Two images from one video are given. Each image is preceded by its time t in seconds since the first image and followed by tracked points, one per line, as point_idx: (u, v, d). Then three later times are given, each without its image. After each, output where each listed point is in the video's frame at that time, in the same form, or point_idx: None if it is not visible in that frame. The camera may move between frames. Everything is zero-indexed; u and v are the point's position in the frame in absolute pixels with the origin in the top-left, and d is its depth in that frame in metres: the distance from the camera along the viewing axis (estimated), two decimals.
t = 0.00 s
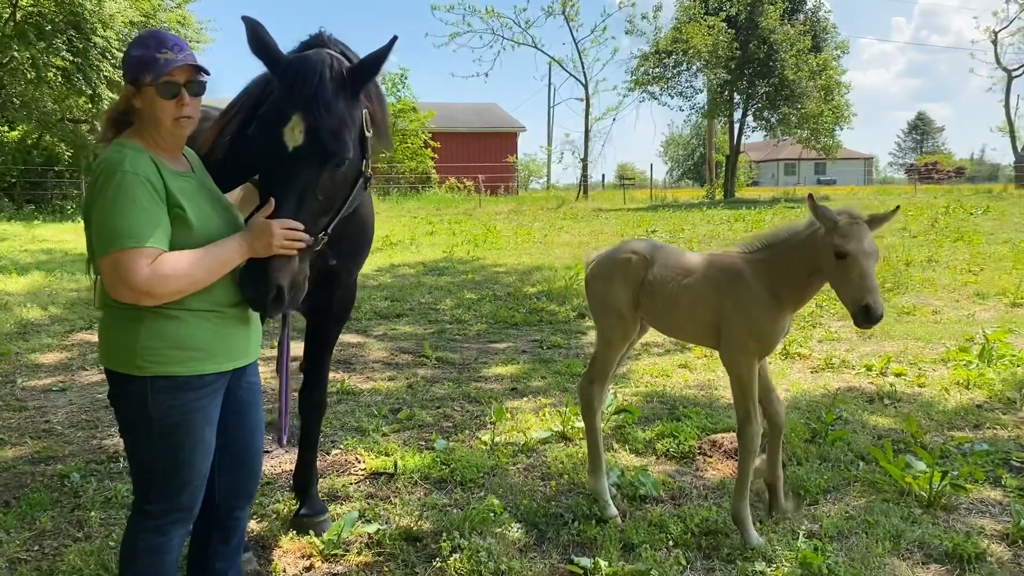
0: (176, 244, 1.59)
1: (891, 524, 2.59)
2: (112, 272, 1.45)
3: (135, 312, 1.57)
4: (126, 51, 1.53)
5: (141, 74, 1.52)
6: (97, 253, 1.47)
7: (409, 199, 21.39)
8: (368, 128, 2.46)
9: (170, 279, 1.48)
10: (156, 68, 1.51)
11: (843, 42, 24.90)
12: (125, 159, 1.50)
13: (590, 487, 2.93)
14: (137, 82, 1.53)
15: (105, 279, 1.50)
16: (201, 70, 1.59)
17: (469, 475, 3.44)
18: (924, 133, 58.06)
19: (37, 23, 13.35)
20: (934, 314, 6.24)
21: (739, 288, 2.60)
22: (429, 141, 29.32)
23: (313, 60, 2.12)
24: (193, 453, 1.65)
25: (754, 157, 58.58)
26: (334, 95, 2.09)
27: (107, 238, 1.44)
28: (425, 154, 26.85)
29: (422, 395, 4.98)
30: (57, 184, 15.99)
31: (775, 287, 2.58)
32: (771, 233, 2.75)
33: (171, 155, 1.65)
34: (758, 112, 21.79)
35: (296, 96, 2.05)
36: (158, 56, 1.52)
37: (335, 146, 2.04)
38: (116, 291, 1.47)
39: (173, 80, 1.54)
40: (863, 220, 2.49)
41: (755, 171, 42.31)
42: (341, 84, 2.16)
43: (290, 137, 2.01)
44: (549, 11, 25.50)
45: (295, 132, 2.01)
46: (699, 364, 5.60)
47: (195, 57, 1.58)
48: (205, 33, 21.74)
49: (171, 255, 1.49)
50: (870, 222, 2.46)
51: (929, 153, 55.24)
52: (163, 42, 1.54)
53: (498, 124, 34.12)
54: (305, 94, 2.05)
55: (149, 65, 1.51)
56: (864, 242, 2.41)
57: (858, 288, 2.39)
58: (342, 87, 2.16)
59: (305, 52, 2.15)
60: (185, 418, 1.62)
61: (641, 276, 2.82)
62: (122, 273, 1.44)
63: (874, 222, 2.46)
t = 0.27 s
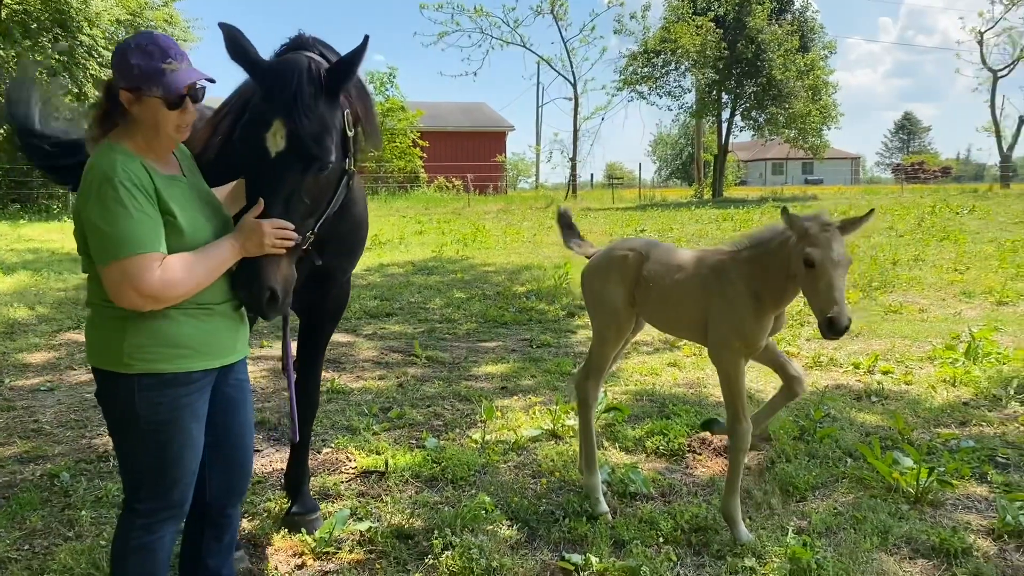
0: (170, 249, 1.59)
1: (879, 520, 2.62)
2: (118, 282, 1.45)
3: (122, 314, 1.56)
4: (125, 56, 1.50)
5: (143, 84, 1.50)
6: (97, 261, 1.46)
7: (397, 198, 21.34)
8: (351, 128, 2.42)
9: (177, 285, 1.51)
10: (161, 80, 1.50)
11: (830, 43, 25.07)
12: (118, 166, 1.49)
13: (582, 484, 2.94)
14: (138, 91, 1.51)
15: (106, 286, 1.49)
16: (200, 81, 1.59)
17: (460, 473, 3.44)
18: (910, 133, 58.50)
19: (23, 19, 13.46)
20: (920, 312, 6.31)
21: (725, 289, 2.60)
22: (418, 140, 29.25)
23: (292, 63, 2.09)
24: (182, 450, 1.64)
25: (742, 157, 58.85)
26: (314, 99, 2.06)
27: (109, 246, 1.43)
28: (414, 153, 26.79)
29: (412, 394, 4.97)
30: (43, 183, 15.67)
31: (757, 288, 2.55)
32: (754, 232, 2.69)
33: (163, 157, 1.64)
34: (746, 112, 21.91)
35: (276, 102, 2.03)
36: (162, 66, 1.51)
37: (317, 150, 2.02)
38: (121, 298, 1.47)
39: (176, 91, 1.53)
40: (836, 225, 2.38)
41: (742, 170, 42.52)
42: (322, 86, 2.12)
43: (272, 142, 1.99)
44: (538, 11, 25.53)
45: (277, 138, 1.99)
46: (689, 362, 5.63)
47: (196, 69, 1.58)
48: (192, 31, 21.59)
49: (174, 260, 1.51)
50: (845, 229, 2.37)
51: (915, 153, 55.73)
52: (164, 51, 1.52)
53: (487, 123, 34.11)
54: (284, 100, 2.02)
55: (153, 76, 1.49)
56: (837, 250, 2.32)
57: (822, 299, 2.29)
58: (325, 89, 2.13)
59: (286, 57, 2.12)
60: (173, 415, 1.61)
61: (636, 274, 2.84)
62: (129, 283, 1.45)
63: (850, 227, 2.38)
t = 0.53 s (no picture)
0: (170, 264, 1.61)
1: (871, 518, 2.64)
2: (125, 302, 1.48)
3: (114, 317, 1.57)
4: (141, 79, 1.52)
5: (164, 112, 1.53)
6: (102, 280, 1.48)
7: (390, 198, 21.31)
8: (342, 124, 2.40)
9: (182, 302, 1.53)
10: (183, 112, 1.54)
11: (821, 43, 25.19)
12: (124, 186, 1.50)
13: (576, 483, 2.95)
14: (152, 116, 1.53)
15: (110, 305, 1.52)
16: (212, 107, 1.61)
17: (455, 472, 3.44)
18: (901, 134, 58.85)
19: (14, 18, 12.66)
20: (911, 311, 6.35)
21: (716, 289, 2.61)
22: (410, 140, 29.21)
23: (281, 61, 2.10)
24: (173, 449, 1.64)
25: (734, 157, 59.04)
26: (303, 96, 2.07)
27: (118, 268, 1.46)
28: (407, 152, 26.74)
29: (406, 393, 4.96)
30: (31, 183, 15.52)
31: (747, 288, 2.54)
32: (745, 231, 2.68)
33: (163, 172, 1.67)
34: (738, 112, 21.98)
35: (265, 99, 2.03)
36: (183, 97, 1.54)
37: (305, 147, 2.03)
38: (127, 319, 1.51)
39: (198, 123, 1.57)
40: (819, 222, 2.40)
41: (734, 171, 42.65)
42: (312, 84, 2.13)
43: (260, 140, 1.99)
44: (530, 10, 25.54)
45: (266, 134, 1.99)
46: (682, 361, 5.65)
47: (211, 98, 1.61)
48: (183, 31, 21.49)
49: (175, 276, 1.53)
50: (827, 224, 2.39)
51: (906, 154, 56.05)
52: (185, 81, 1.55)
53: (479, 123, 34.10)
54: (274, 97, 2.03)
55: (176, 108, 1.53)
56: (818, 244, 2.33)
57: (807, 294, 2.33)
58: (314, 87, 2.13)
59: (275, 56, 2.13)
60: (164, 413, 1.61)
61: (634, 274, 2.85)
62: (136, 303, 1.48)
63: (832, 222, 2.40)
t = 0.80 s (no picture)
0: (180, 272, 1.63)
1: (866, 517, 2.65)
2: (151, 312, 1.52)
3: (115, 320, 1.56)
4: (159, 95, 1.51)
5: (181, 131, 1.53)
6: (121, 292, 1.50)
7: (386, 197, 21.29)
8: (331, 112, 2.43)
9: (200, 309, 1.59)
10: (200, 132, 1.55)
11: (817, 44, 25.25)
12: (140, 199, 1.51)
13: (573, 483, 2.96)
14: (170, 134, 1.53)
15: (129, 313, 1.54)
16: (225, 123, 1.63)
17: (452, 471, 3.44)
18: (897, 134, 58.99)
19: (9, 18, 12.65)
20: (907, 311, 6.38)
21: (712, 286, 2.61)
22: (407, 140, 29.18)
23: (264, 52, 2.16)
24: (170, 448, 1.64)
25: (731, 157, 59.13)
26: (288, 84, 2.12)
27: (143, 281, 1.48)
28: (403, 152, 26.71)
29: (403, 393, 4.96)
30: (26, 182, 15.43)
31: (743, 286, 2.54)
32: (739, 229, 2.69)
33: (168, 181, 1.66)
34: (734, 112, 22.01)
35: (251, 91, 2.08)
36: (201, 117, 1.55)
37: (294, 135, 2.09)
38: (153, 328, 1.55)
39: (213, 144, 1.59)
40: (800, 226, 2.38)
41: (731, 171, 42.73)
42: (295, 72, 2.18)
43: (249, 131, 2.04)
44: (527, 10, 25.54)
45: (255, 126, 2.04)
46: (678, 361, 5.66)
47: (225, 115, 1.62)
48: (180, 31, 21.44)
49: (194, 285, 1.58)
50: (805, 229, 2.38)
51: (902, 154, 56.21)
52: (203, 101, 1.56)
53: (476, 123, 34.09)
54: (261, 88, 2.08)
55: (194, 128, 1.54)
56: (793, 249, 2.32)
57: (775, 296, 2.33)
58: (297, 74, 2.18)
59: (257, 46, 2.17)
60: (161, 413, 1.61)
61: (634, 272, 2.87)
62: (164, 313, 1.52)
63: (810, 224, 2.39)
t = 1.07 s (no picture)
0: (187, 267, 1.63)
1: (867, 517, 2.66)
2: (163, 305, 1.53)
3: (120, 318, 1.57)
4: (165, 90, 1.52)
5: (188, 126, 1.54)
6: (131, 287, 1.50)
7: (387, 197, 21.29)
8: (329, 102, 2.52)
9: (211, 301, 1.61)
10: (206, 126, 1.56)
11: (818, 44, 25.25)
12: (147, 194, 1.52)
13: (574, 483, 2.96)
14: (176, 129, 1.54)
15: (140, 308, 1.55)
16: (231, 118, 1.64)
17: (453, 471, 3.45)
18: (897, 134, 58.96)
19: (10, 17, 12.77)
20: (907, 311, 6.38)
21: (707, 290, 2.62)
22: (407, 139, 29.19)
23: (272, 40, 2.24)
24: (174, 446, 1.65)
25: (731, 157, 59.12)
26: (296, 73, 2.20)
27: (154, 275, 1.49)
28: (404, 152, 26.71)
29: (404, 392, 4.96)
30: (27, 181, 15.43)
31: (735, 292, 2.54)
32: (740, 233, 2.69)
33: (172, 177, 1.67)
34: (735, 112, 22.00)
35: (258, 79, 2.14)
36: (208, 112, 1.56)
37: (306, 120, 2.20)
38: (167, 321, 1.56)
39: (218, 137, 1.60)
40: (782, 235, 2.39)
41: (731, 171, 42.72)
42: (301, 62, 2.25)
43: (260, 116, 2.11)
44: (528, 10, 25.54)
45: (265, 113, 2.11)
46: (678, 361, 5.66)
47: (230, 110, 1.63)
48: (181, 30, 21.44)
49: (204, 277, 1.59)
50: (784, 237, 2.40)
51: (902, 154, 56.20)
52: (209, 95, 1.57)
53: (476, 123, 34.09)
54: (269, 77, 2.14)
55: (200, 122, 1.55)
56: (769, 257, 2.35)
57: (749, 304, 2.35)
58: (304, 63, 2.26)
59: (263, 35, 2.22)
60: (164, 412, 1.62)
61: (638, 272, 2.88)
62: (177, 305, 1.54)
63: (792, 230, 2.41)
